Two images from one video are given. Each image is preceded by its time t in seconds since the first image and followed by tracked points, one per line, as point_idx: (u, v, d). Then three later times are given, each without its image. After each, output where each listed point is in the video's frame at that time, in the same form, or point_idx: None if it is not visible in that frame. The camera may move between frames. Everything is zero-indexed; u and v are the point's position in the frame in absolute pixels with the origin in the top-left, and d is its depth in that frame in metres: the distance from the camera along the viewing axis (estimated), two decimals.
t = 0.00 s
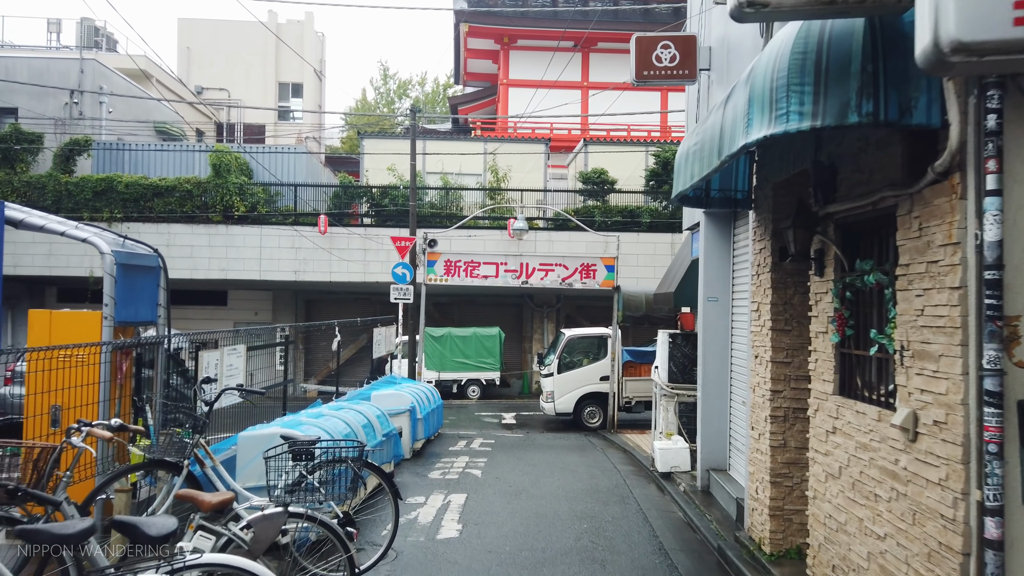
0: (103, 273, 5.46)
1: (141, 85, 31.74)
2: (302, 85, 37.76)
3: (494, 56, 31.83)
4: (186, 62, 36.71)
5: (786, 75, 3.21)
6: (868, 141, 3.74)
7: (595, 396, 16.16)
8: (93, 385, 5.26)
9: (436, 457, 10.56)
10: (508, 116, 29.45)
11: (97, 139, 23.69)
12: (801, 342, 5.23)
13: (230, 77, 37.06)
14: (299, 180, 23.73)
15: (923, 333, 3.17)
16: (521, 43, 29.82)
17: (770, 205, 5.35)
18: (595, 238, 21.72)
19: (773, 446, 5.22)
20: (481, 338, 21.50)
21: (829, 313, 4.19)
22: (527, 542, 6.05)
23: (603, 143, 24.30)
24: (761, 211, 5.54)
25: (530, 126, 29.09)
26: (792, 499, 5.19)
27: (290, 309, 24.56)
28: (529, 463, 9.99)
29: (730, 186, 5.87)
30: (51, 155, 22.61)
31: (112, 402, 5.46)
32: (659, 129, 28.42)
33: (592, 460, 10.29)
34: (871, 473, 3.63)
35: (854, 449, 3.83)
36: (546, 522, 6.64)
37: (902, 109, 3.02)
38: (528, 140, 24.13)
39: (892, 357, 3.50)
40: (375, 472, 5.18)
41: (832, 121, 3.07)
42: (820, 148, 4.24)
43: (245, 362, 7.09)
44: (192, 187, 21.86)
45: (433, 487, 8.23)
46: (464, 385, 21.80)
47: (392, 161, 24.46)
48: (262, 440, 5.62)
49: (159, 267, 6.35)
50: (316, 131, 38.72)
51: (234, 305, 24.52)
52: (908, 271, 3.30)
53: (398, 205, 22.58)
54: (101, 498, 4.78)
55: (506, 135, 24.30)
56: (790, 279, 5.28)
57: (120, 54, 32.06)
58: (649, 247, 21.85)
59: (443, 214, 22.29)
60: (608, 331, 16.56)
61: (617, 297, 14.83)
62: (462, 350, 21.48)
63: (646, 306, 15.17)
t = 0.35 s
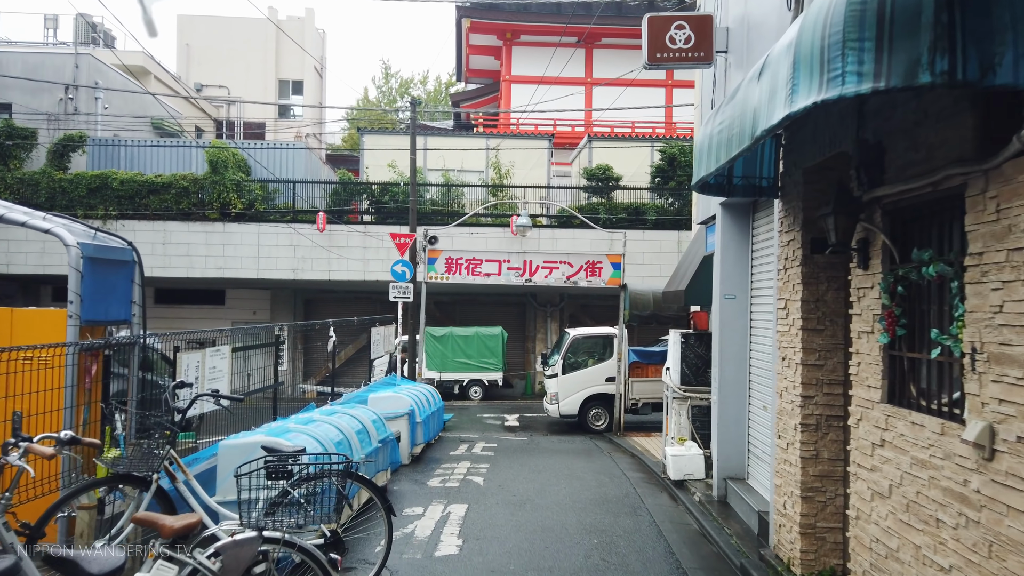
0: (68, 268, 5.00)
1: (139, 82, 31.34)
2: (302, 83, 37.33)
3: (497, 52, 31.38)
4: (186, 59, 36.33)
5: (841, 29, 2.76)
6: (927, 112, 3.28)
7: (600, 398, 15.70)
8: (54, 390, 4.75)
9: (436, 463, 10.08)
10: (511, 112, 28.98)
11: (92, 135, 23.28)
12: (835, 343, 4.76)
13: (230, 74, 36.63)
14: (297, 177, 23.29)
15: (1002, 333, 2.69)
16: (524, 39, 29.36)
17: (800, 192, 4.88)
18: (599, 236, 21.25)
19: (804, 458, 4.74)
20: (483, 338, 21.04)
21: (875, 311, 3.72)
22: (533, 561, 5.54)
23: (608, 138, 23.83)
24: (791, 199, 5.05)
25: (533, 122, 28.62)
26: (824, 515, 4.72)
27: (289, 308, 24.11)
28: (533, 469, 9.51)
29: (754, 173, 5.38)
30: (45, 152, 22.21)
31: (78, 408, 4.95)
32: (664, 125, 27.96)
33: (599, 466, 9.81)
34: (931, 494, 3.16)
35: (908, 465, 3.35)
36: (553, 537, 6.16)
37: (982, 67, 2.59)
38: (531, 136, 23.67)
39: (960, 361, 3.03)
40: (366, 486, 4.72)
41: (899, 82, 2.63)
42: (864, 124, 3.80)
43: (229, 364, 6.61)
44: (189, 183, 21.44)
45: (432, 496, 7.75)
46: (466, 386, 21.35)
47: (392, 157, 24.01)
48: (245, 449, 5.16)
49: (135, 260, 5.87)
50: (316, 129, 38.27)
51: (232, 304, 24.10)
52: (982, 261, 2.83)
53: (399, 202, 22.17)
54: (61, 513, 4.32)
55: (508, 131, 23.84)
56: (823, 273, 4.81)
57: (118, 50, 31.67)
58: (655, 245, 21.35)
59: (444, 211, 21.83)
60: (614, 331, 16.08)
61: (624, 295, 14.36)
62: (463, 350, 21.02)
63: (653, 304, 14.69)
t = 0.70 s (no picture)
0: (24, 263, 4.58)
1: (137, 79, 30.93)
2: (303, 80, 36.89)
3: (499, 49, 30.91)
4: (185, 56, 35.94)
5: None
6: (1004, 75, 2.85)
7: (607, 400, 15.21)
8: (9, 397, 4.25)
9: (437, 469, 9.59)
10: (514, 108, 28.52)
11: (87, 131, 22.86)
12: (877, 345, 4.28)
13: (229, 71, 36.18)
14: (296, 173, 22.85)
15: None
16: (526, 35, 28.89)
17: (837, 176, 4.40)
18: (605, 233, 20.78)
19: (842, 472, 4.26)
20: (486, 338, 20.57)
21: (936, 308, 3.24)
22: None
23: (613, 134, 23.35)
24: (826, 185, 4.56)
25: (536, 119, 28.15)
26: (866, 536, 4.25)
27: (288, 307, 23.66)
28: (539, 477, 9.02)
29: (783, 157, 4.89)
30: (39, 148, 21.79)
31: (36, 418, 4.44)
32: (670, 121, 27.49)
33: (607, 473, 9.32)
34: (1015, 522, 2.67)
35: (983, 488, 2.87)
36: (562, 554, 5.67)
37: None
38: (535, 132, 23.19)
39: None
40: (355, 504, 4.25)
41: (997, 24, 2.19)
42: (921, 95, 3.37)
43: (212, 367, 6.11)
44: (185, 180, 21.03)
45: (432, 507, 7.26)
46: (469, 387, 20.88)
47: (394, 153, 23.55)
48: (225, 460, 4.70)
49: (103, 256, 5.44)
50: (317, 127, 37.84)
51: (230, 304, 23.67)
52: None
53: (399, 199, 21.77)
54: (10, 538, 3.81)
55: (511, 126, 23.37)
56: (864, 267, 4.33)
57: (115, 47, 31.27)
58: (662, 242, 20.84)
59: (446, 209, 21.38)
60: (621, 330, 15.60)
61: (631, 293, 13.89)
62: (466, 350, 20.57)
63: (662, 303, 14.22)
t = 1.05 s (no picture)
0: None
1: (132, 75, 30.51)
2: (301, 77, 36.42)
3: (499, 45, 30.47)
4: (182, 53, 35.51)
5: None
6: None
7: (610, 402, 14.78)
8: None
9: (434, 476, 9.13)
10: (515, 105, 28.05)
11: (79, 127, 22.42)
12: (919, 347, 3.85)
13: (226, 69, 35.73)
14: (293, 170, 22.41)
15: None
16: (527, 31, 28.45)
17: (871, 159, 3.98)
18: (607, 231, 20.36)
19: (880, 489, 3.82)
20: (485, 338, 20.15)
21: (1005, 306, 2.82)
22: None
23: (615, 130, 22.92)
24: (860, 170, 4.13)
25: (537, 116, 27.71)
26: (906, 561, 3.81)
27: (284, 307, 23.22)
28: (540, 485, 8.58)
29: (810, 139, 4.47)
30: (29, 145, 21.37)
31: None
32: (673, 118, 27.05)
33: (611, 481, 8.88)
34: None
35: None
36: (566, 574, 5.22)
37: None
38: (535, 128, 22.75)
39: None
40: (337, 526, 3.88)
41: None
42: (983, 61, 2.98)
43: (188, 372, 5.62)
44: (178, 177, 20.59)
45: (426, 519, 6.81)
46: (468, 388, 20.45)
47: (392, 150, 23.11)
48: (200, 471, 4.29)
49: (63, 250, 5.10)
50: (315, 125, 37.38)
51: (225, 304, 23.24)
52: None
53: (397, 196, 21.33)
54: None
55: (512, 123, 22.93)
56: (904, 260, 3.89)
57: (110, 43, 30.82)
58: (665, 240, 20.40)
59: (445, 206, 20.96)
60: (624, 330, 15.16)
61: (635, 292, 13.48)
62: (465, 351, 20.15)
63: (667, 302, 13.80)
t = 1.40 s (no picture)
0: None
1: (122, 72, 30.04)
2: (295, 75, 35.90)
3: (495, 42, 30.04)
4: (174, 51, 35.01)
5: None
6: None
7: (607, 404, 14.36)
8: None
9: (423, 485, 8.69)
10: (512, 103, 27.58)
11: (66, 124, 21.97)
12: (954, 350, 3.43)
13: (219, 66, 35.25)
14: (284, 168, 21.97)
15: None
16: (523, 28, 28.03)
17: (899, 140, 3.57)
18: (604, 230, 19.96)
19: (911, 509, 3.40)
20: (480, 338, 19.74)
21: None
22: None
23: (613, 127, 22.52)
24: (887, 153, 3.70)
25: (533, 114, 27.29)
26: None
27: (275, 307, 22.77)
28: (534, 494, 8.16)
29: (828, 120, 4.05)
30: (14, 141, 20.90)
31: None
32: (671, 116, 26.67)
33: (609, 489, 8.47)
34: None
35: None
36: None
37: None
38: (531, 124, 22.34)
39: None
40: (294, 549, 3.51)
41: None
42: None
43: (150, 378, 5.18)
44: (166, 175, 20.12)
45: (411, 533, 6.37)
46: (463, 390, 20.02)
47: (385, 147, 22.67)
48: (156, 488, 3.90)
49: None
50: (310, 124, 36.89)
51: (215, 304, 22.78)
52: None
53: (390, 194, 20.97)
54: None
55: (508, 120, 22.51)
56: (939, 253, 3.46)
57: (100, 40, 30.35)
58: (664, 239, 19.98)
59: (439, 204, 20.54)
60: (622, 331, 14.75)
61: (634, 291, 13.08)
62: (460, 352, 19.74)
63: (667, 302, 13.38)
